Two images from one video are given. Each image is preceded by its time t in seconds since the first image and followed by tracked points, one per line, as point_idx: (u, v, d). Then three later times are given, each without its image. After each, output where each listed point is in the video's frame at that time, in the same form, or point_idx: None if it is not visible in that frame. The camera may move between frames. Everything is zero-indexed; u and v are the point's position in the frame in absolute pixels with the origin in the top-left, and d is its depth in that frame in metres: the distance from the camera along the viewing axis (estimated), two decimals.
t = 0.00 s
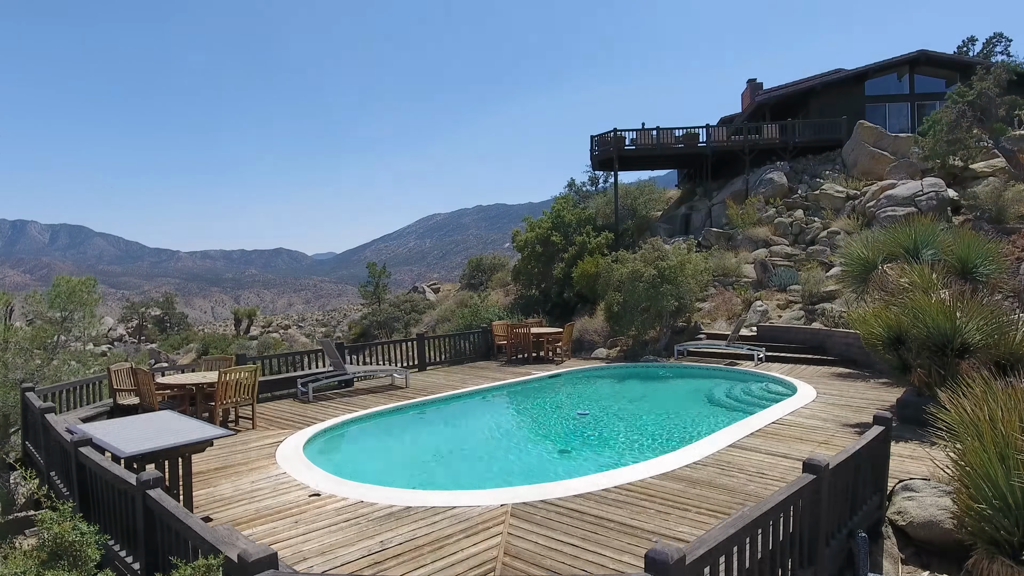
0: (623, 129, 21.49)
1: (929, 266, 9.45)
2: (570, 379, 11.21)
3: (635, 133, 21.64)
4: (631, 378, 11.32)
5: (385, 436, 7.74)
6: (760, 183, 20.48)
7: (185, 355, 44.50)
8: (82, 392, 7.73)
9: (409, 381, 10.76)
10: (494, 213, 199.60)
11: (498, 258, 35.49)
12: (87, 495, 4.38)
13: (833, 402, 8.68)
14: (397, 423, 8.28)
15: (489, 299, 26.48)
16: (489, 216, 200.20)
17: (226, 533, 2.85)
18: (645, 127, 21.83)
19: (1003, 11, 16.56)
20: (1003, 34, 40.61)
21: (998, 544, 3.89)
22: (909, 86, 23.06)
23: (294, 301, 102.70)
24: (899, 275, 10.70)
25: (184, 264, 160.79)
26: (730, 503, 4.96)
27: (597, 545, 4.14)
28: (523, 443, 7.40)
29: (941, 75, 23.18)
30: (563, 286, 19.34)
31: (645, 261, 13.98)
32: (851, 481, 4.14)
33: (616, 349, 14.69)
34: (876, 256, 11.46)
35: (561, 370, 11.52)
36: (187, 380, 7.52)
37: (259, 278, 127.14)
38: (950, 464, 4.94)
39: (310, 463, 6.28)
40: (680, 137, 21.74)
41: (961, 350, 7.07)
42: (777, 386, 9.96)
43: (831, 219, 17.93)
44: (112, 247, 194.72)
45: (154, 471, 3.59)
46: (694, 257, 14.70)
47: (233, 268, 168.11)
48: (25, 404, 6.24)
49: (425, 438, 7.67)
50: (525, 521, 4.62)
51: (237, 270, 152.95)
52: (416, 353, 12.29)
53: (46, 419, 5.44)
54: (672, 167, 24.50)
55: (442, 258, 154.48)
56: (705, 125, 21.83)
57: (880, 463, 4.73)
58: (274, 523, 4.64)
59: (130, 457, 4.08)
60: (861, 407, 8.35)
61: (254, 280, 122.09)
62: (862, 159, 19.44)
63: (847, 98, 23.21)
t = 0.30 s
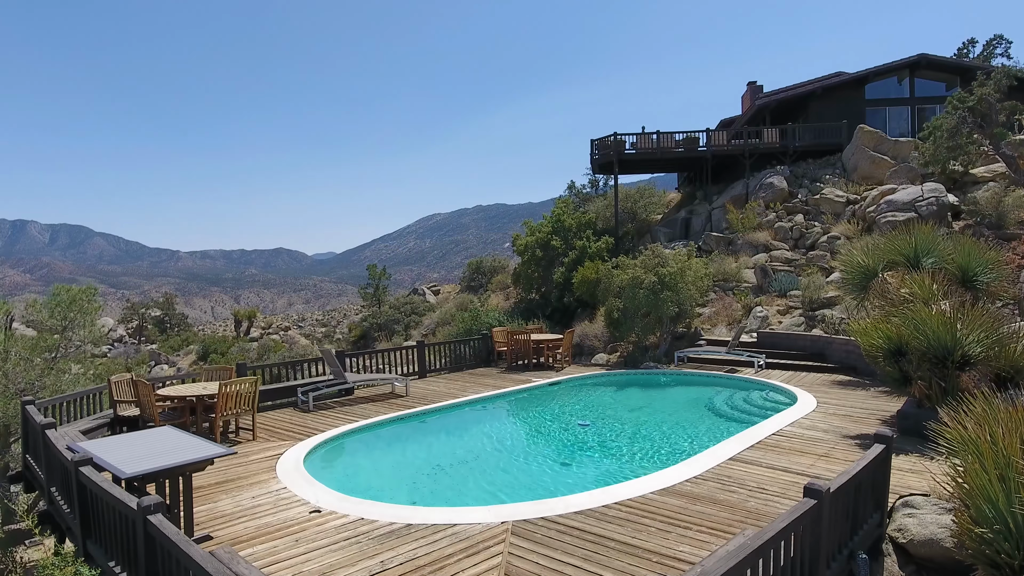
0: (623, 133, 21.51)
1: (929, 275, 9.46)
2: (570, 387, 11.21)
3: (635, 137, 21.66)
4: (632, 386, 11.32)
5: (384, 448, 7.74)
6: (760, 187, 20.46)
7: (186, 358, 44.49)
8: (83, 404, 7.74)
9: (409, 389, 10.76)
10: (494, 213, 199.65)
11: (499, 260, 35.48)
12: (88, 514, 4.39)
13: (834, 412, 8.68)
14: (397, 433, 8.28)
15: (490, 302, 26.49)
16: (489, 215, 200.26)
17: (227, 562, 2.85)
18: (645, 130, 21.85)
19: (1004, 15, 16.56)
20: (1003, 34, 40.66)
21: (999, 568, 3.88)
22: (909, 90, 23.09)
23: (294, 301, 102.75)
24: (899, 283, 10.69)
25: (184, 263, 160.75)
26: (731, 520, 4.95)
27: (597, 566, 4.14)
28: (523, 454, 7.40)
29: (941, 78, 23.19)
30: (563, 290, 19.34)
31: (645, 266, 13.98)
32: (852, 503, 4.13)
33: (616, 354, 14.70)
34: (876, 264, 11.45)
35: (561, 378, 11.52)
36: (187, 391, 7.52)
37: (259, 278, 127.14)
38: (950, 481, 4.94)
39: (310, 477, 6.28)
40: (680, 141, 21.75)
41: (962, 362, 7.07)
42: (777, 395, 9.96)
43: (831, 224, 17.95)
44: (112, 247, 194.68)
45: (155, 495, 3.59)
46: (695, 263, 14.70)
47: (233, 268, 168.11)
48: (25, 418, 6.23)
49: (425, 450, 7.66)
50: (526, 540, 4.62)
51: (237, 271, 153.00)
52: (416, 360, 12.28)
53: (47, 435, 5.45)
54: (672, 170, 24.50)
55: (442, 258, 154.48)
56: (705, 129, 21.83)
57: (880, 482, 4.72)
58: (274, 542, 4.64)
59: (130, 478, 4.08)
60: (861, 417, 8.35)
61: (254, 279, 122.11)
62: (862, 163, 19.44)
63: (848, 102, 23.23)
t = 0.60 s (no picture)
0: (623, 137, 21.51)
1: (929, 285, 9.45)
2: (570, 396, 11.21)
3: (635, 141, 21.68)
4: (632, 394, 11.32)
5: (384, 459, 7.75)
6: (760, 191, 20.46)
7: (186, 359, 44.51)
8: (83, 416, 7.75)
9: (409, 397, 10.76)
10: (494, 213, 199.64)
11: (499, 263, 35.46)
12: (88, 533, 4.39)
13: (834, 423, 8.67)
14: (397, 444, 8.29)
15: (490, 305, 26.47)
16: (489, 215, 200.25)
17: None
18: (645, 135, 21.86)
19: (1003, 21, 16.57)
20: (1003, 36, 40.69)
21: None
22: (909, 94, 23.11)
23: (294, 301, 102.75)
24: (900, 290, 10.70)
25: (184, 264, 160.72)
26: (731, 537, 4.95)
27: None
28: (523, 465, 7.40)
29: (941, 82, 23.19)
30: (563, 295, 19.32)
31: (645, 273, 13.98)
32: (851, 524, 4.13)
33: (616, 360, 14.69)
34: (876, 272, 11.44)
35: (561, 385, 11.52)
36: (188, 403, 7.53)
37: (259, 278, 127.12)
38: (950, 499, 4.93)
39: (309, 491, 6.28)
40: (680, 145, 21.75)
41: (962, 374, 7.07)
42: (777, 404, 9.95)
43: (831, 228, 17.96)
44: (112, 247, 194.60)
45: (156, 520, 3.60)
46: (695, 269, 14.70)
47: (233, 268, 168.10)
48: (27, 432, 6.23)
49: (425, 461, 7.66)
50: (526, 559, 4.62)
51: (237, 271, 153.07)
52: (416, 367, 12.27)
53: (47, 451, 5.46)
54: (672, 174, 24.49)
55: (442, 258, 154.46)
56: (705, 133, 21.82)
57: (880, 501, 4.71)
58: (274, 561, 4.64)
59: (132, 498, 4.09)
60: (862, 427, 8.35)
61: (254, 280, 122.11)
62: (862, 168, 19.44)
63: (848, 106, 23.23)
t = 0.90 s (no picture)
0: (624, 141, 21.52)
1: (930, 294, 9.45)
2: (570, 403, 11.22)
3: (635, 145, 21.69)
4: (632, 402, 11.33)
5: (385, 470, 7.76)
6: (761, 196, 20.45)
7: (185, 361, 44.52)
8: (83, 427, 7.73)
9: (409, 405, 10.76)
10: (494, 213, 199.65)
11: (499, 265, 35.44)
12: (89, 553, 4.40)
13: (834, 433, 8.67)
14: (397, 454, 8.29)
15: (490, 309, 26.50)
16: (489, 215, 200.34)
17: None
18: (645, 139, 21.87)
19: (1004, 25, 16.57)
20: (1003, 39, 40.76)
21: None
22: (909, 98, 23.14)
23: (294, 301, 102.78)
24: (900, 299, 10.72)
25: (184, 264, 160.69)
26: (732, 554, 4.95)
27: None
28: (523, 477, 7.40)
29: (941, 86, 23.19)
30: (563, 299, 19.32)
31: (646, 279, 13.98)
32: (852, 545, 4.13)
33: (616, 366, 14.70)
34: (876, 279, 11.45)
35: (561, 393, 11.53)
36: (189, 415, 7.53)
37: (260, 278, 127.15)
38: (951, 516, 4.94)
39: (310, 504, 6.28)
40: (680, 149, 21.76)
41: (962, 387, 7.07)
42: (778, 413, 9.95)
43: (832, 233, 17.98)
44: (112, 247, 194.62)
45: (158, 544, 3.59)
46: (695, 276, 14.72)
47: (233, 268, 168.08)
48: (28, 445, 6.23)
49: (425, 472, 7.66)
50: None
51: (237, 271, 153.14)
52: (416, 374, 12.27)
53: (48, 467, 5.47)
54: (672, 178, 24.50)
55: (442, 258, 154.44)
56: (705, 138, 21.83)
57: (880, 519, 4.71)
58: None
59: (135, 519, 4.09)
60: (862, 438, 8.35)
61: (254, 280, 122.11)
62: (862, 172, 19.44)
63: (848, 110, 23.23)
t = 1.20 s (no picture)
0: (624, 146, 21.52)
1: (930, 304, 9.45)
2: (570, 412, 11.22)
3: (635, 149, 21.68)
4: (632, 410, 11.33)
5: (385, 481, 7.77)
6: (760, 201, 20.43)
7: (185, 363, 44.58)
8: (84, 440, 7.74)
9: (409, 414, 10.76)
10: (494, 213, 199.64)
11: (499, 268, 35.41)
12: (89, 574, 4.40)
13: (834, 443, 8.67)
14: (397, 466, 8.30)
15: (491, 312, 26.52)
16: (490, 215, 200.39)
17: None
18: (645, 143, 21.87)
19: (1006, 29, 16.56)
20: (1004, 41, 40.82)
21: None
22: (909, 102, 23.14)
23: (294, 301, 102.83)
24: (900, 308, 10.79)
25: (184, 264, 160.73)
26: (732, 573, 4.95)
27: None
28: (524, 490, 7.41)
29: (941, 90, 23.19)
30: (563, 304, 19.31)
31: (646, 286, 13.96)
32: (853, 567, 4.12)
33: (616, 373, 14.70)
34: (877, 288, 11.45)
35: (561, 401, 11.53)
36: (189, 427, 7.54)
37: (260, 278, 127.20)
38: (951, 535, 4.93)
39: (310, 519, 6.28)
40: (680, 153, 21.75)
41: (963, 399, 7.06)
42: (778, 422, 9.95)
43: (832, 238, 17.98)
44: (113, 247, 194.66)
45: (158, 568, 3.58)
46: (695, 282, 14.72)
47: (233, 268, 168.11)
48: (30, 458, 6.26)
49: (425, 485, 7.66)
50: None
51: (237, 271, 153.23)
52: (417, 382, 12.26)
53: (49, 484, 5.48)
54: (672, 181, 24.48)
55: (442, 258, 154.43)
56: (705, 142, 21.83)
57: (881, 538, 4.70)
58: None
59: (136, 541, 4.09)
60: (862, 449, 8.34)
61: (254, 280, 122.18)
62: (862, 177, 19.44)
63: (848, 114, 23.21)
